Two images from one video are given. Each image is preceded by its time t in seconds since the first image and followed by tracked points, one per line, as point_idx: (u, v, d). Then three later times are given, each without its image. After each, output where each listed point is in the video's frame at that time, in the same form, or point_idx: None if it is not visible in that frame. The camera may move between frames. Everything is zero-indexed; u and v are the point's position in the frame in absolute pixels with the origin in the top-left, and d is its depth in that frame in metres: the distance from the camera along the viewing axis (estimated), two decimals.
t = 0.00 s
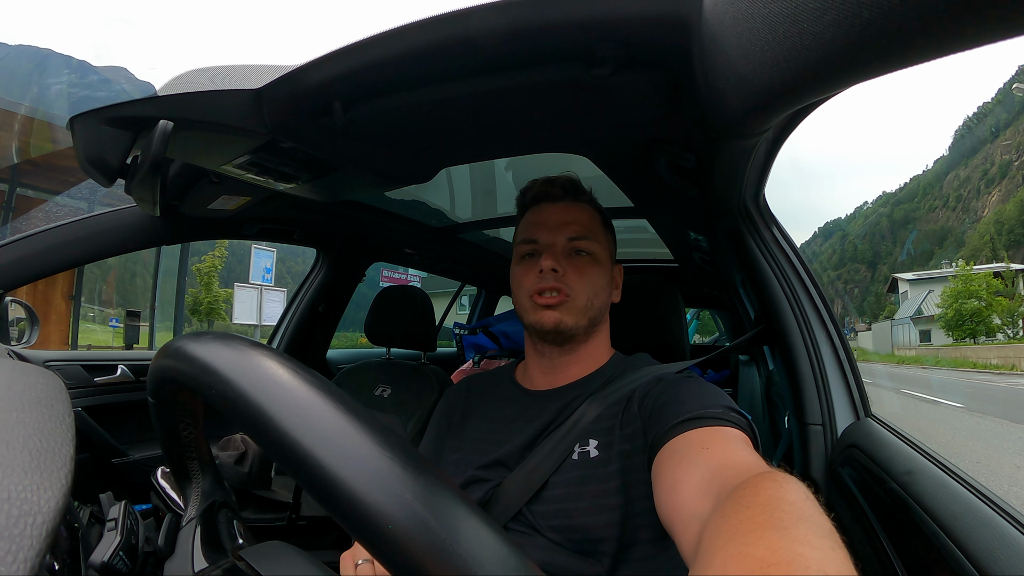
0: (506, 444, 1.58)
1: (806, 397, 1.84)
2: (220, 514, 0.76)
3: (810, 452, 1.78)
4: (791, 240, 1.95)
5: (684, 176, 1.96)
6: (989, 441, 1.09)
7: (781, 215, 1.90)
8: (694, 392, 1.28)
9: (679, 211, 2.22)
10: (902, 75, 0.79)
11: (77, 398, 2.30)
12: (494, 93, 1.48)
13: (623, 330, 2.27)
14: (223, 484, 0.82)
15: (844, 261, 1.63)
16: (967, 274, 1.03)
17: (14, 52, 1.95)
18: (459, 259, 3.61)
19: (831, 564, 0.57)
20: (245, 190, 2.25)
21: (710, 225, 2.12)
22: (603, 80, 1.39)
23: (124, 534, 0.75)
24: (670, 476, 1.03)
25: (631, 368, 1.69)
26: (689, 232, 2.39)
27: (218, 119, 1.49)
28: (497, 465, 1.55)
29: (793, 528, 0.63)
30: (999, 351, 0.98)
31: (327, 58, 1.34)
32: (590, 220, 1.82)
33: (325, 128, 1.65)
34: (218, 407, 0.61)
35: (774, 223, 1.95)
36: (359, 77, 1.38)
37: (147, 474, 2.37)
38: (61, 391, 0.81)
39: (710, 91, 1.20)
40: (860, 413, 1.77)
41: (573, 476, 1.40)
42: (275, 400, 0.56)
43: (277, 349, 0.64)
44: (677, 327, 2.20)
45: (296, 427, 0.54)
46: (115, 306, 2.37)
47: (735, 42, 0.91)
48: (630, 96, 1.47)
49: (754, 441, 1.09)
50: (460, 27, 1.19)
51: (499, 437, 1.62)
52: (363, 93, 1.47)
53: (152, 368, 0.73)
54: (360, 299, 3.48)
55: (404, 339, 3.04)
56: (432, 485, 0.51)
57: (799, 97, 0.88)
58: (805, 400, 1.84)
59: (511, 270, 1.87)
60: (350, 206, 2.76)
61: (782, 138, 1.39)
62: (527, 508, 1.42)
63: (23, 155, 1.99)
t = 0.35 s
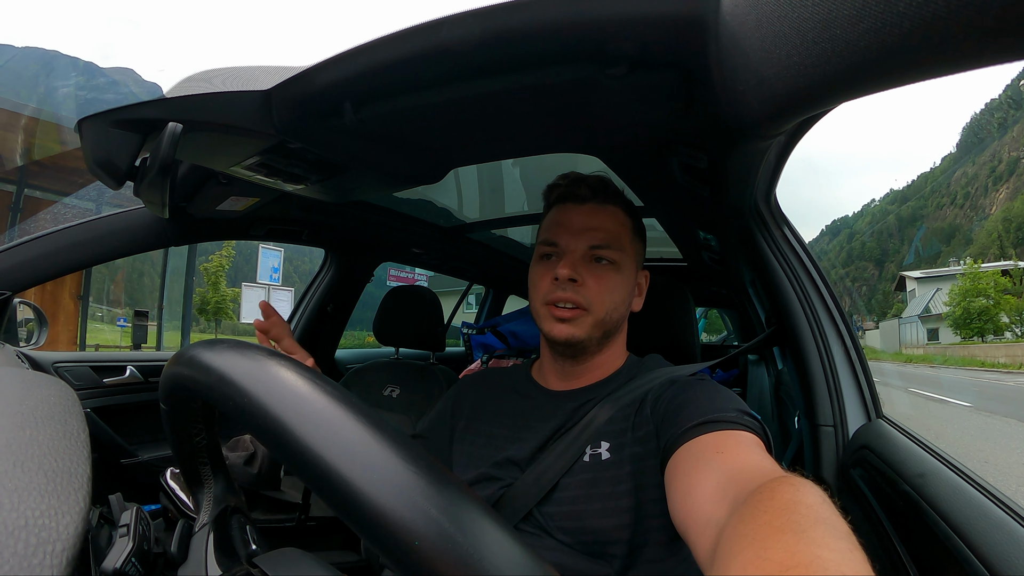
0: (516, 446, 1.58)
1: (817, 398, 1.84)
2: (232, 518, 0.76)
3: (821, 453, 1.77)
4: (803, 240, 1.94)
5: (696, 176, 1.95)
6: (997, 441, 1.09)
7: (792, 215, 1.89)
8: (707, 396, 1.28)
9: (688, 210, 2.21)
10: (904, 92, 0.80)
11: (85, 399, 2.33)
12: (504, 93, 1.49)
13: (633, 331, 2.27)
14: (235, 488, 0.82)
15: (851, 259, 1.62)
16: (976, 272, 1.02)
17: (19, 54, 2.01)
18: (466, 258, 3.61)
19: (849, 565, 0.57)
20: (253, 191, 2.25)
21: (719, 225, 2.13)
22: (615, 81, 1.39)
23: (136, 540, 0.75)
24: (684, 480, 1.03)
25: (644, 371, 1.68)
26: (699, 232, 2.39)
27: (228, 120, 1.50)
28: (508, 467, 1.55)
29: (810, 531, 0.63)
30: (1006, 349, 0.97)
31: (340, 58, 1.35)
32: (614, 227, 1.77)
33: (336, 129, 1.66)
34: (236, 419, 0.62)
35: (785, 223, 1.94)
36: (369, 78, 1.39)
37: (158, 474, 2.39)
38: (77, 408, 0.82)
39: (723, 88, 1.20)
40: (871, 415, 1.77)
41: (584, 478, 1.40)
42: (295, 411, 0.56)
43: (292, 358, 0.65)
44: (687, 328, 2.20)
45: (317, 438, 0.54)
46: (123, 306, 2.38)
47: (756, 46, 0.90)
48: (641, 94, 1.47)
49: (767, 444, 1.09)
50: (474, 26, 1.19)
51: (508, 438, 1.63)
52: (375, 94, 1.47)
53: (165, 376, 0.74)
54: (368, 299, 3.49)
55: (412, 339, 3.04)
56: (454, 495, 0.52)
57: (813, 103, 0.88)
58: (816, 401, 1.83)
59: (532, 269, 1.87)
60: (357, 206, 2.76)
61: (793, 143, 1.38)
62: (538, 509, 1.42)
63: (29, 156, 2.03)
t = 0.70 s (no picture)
0: (525, 444, 1.59)
1: (830, 399, 1.82)
2: (247, 518, 0.77)
3: (833, 453, 1.76)
4: (817, 241, 1.92)
5: (708, 177, 1.92)
6: (1011, 443, 1.08)
7: (804, 216, 1.87)
8: (718, 394, 1.27)
9: (698, 210, 2.18)
10: (916, 93, 0.80)
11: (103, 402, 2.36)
12: (514, 98, 1.50)
13: (644, 331, 2.26)
14: (249, 489, 0.84)
15: (865, 259, 1.61)
16: (990, 272, 1.00)
17: (34, 62, 2.20)
18: (477, 262, 3.62)
19: (863, 564, 0.57)
20: (265, 196, 2.27)
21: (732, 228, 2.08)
22: (623, 84, 1.39)
23: (151, 539, 0.76)
24: (695, 476, 1.03)
25: (656, 370, 1.68)
26: (711, 234, 2.38)
27: (241, 126, 1.52)
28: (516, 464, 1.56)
29: (822, 526, 0.63)
30: (1021, 350, 0.96)
31: (351, 63, 1.36)
32: (593, 228, 1.76)
33: (347, 134, 1.67)
34: (250, 418, 0.63)
35: (797, 223, 1.92)
36: (380, 83, 1.40)
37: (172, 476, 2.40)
38: (96, 408, 0.84)
39: (734, 94, 1.21)
40: (884, 416, 1.78)
41: (593, 473, 1.40)
42: (310, 409, 0.57)
43: (308, 359, 0.66)
44: (701, 329, 2.20)
45: (334, 434, 0.55)
46: (137, 309, 2.44)
47: (764, 51, 0.90)
48: (652, 97, 1.47)
49: (777, 442, 1.09)
50: (484, 31, 1.20)
51: (517, 435, 1.64)
52: (385, 98, 1.48)
53: (183, 378, 0.75)
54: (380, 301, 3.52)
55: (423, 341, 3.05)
56: (468, 495, 0.52)
57: (824, 103, 0.88)
58: (829, 402, 1.82)
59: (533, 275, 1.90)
60: (368, 210, 2.77)
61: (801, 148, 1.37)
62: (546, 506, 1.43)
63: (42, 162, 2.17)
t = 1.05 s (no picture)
0: (529, 438, 1.59)
1: (836, 393, 1.82)
2: (242, 517, 0.76)
3: (840, 450, 1.76)
4: (822, 232, 1.90)
5: (711, 166, 1.89)
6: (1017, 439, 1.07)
7: (810, 207, 1.85)
8: (729, 392, 1.27)
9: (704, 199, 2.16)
10: (982, 56, 0.78)
11: (98, 396, 2.34)
12: (514, 79, 1.47)
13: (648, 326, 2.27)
14: (246, 486, 0.82)
15: (866, 252, 1.60)
16: (991, 266, 1.01)
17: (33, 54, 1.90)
18: (478, 251, 3.62)
19: None
20: (263, 187, 2.27)
21: (735, 214, 2.08)
22: (632, 66, 1.37)
23: (144, 538, 0.76)
24: (707, 482, 1.02)
25: (661, 364, 1.68)
26: (715, 224, 2.36)
27: (237, 113, 1.50)
28: (520, 460, 1.56)
29: (844, 541, 0.62)
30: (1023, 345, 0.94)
31: (346, 49, 1.32)
32: (635, 217, 1.78)
33: (344, 121, 1.66)
34: (236, 413, 0.63)
35: (803, 214, 1.90)
36: (379, 67, 1.38)
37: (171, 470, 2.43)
38: (73, 411, 0.84)
39: (757, 63, 1.18)
40: (891, 411, 1.75)
41: (599, 472, 1.40)
42: (325, 414, 0.56)
43: (298, 352, 0.66)
44: (705, 322, 2.19)
45: (344, 439, 0.54)
46: (137, 303, 2.40)
47: (787, 16, 0.89)
48: (655, 80, 1.45)
49: (790, 443, 1.08)
50: (486, 13, 1.17)
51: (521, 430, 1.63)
52: (383, 83, 1.46)
53: (171, 373, 0.75)
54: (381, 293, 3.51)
55: (425, 334, 3.05)
56: (469, 503, 0.51)
57: (856, 67, 0.86)
58: (835, 397, 1.81)
59: (548, 260, 1.85)
60: (370, 202, 2.76)
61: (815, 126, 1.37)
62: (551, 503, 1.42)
63: (47, 156, 2.02)
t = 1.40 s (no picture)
0: (511, 436, 1.59)
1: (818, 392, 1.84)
2: (228, 510, 0.76)
3: (821, 448, 1.77)
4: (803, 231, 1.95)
5: (694, 168, 1.92)
6: (997, 437, 1.09)
7: (792, 208, 1.90)
8: (707, 391, 1.28)
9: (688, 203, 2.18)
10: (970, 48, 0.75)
11: (85, 394, 2.32)
12: (507, 82, 1.47)
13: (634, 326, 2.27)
14: (231, 481, 0.82)
15: (853, 254, 1.62)
16: (978, 269, 1.01)
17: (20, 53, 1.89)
18: (466, 252, 3.62)
19: None
20: (253, 185, 2.25)
21: (721, 217, 2.10)
22: (612, 69, 1.38)
23: (131, 532, 0.76)
24: (681, 478, 1.03)
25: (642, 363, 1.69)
26: (701, 226, 2.38)
27: (226, 113, 1.50)
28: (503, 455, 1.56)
29: (809, 538, 0.63)
30: (1009, 346, 0.96)
31: (336, 49, 1.34)
32: (640, 233, 1.72)
33: (333, 121, 1.66)
34: (222, 403, 0.62)
35: (786, 215, 1.95)
36: (366, 68, 1.38)
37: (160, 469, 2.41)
38: (65, 400, 0.81)
39: (728, 80, 1.20)
40: (872, 409, 1.79)
41: (579, 467, 1.41)
42: (295, 402, 0.56)
43: (284, 345, 0.66)
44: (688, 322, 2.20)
45: (309, 431, 0.54)
46: (125, 302, 2.39)
47: (761, 28, 0.90)
48: (638, 83, 1.46)
49: (766, 443, 1.10)
50: (474, 17, 1.19)
51: (503, 426, 1.64)
52: (371, 85, 1.47)
53: (159, 364, 0.74)
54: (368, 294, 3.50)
55: (412, 334, 3.05)
56: (444, 484, 0.52)
57: (823, 75, 0.88)
58: (817, 396, 1.83)
59: (546, 265, 1.79)
60: (359, 201, 2.77)
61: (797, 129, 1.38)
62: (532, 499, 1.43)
63: (34, 154, 1.96)
